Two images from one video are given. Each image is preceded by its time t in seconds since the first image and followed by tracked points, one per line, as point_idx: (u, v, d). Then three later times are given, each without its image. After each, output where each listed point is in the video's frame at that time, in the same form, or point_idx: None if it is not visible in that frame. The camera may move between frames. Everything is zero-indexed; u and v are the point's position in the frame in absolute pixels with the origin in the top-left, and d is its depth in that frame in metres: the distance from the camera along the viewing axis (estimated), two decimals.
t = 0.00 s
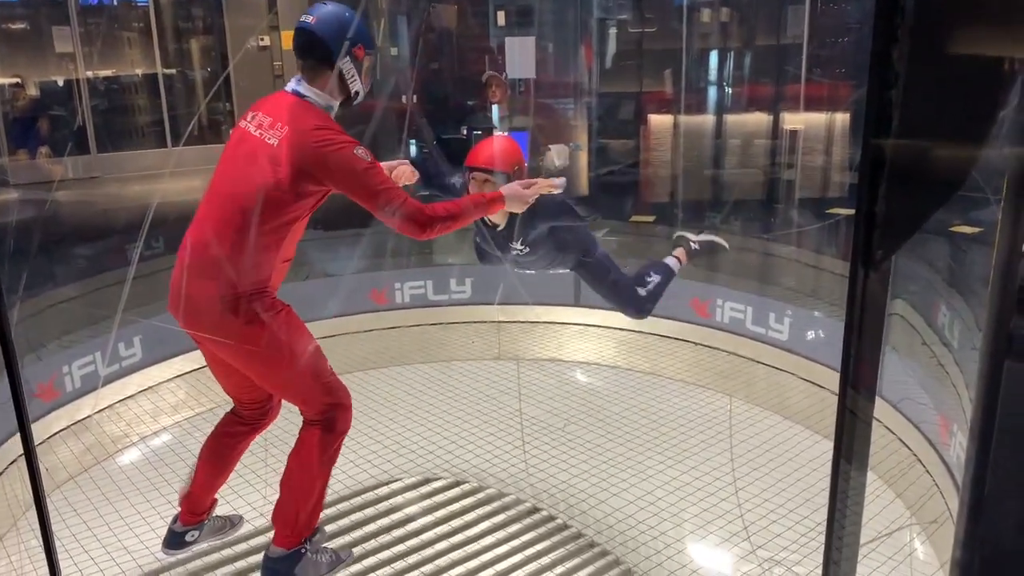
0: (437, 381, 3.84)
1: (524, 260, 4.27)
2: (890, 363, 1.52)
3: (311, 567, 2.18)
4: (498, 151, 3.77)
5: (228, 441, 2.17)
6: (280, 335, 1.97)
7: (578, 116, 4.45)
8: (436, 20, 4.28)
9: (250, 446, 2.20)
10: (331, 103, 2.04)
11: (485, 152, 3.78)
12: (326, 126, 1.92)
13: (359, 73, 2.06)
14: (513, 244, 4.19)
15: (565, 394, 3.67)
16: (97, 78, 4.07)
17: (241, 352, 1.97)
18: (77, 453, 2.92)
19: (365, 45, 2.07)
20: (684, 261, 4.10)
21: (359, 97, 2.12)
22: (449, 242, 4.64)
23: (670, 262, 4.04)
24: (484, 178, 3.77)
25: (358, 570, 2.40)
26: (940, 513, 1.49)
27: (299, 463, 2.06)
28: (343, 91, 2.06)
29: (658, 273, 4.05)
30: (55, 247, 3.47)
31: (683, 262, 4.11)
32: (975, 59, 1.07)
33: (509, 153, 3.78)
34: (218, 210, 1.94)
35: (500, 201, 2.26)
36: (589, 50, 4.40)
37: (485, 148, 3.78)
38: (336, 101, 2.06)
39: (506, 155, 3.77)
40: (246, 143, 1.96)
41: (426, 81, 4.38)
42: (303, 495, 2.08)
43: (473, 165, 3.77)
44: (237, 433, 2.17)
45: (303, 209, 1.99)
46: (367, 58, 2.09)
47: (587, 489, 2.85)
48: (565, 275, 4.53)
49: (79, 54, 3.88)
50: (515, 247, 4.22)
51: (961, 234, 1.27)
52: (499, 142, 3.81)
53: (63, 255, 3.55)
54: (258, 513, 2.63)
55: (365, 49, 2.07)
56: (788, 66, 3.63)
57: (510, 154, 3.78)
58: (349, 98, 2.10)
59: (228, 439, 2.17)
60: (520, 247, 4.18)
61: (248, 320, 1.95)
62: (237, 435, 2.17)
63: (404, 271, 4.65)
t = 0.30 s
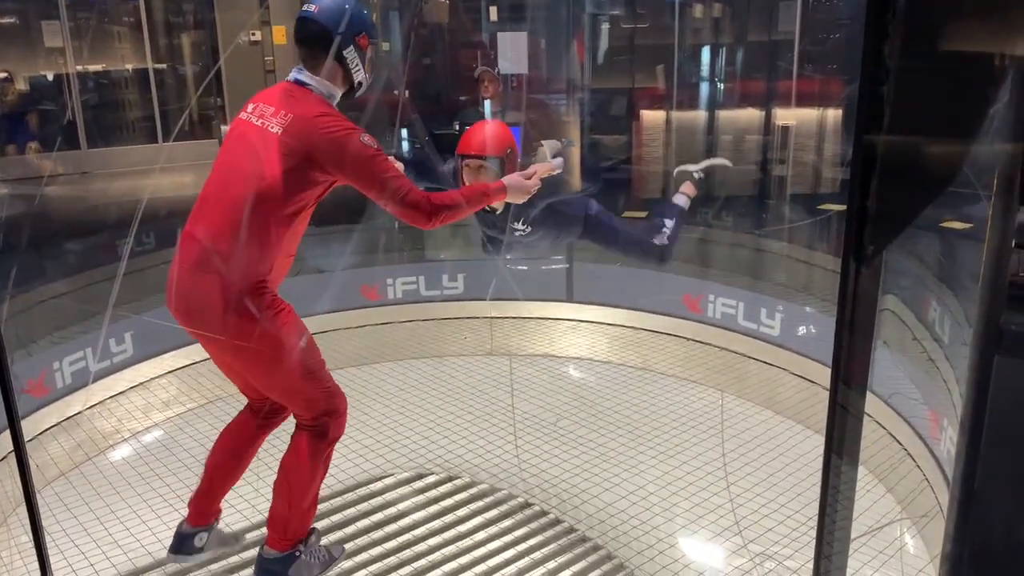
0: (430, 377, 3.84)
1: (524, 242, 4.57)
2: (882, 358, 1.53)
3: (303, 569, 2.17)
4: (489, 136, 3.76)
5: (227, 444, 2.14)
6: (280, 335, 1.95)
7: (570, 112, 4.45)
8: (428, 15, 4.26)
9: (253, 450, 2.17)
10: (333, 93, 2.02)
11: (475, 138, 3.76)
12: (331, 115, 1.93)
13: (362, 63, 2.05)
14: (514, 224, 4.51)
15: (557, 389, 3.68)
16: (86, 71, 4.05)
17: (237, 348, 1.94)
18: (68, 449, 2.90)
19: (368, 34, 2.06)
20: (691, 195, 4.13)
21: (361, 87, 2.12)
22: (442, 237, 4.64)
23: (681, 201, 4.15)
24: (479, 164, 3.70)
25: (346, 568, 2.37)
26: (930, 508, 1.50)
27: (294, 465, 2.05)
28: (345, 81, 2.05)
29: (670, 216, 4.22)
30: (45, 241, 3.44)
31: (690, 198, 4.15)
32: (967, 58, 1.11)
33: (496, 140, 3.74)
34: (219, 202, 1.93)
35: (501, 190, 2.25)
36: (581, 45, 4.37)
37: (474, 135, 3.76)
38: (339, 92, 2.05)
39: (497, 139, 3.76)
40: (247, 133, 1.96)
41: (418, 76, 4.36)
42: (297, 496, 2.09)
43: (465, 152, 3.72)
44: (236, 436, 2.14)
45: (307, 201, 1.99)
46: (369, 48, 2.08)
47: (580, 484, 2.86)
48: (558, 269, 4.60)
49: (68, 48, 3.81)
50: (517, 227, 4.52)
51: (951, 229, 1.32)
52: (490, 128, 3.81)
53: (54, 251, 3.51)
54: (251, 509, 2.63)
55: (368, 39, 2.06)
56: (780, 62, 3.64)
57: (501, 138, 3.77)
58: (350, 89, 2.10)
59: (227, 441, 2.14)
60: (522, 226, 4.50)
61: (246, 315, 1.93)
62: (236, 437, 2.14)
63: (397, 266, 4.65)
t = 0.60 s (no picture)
0: (423, 374, 3.83)
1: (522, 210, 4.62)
2: (875, 355, 1.53)
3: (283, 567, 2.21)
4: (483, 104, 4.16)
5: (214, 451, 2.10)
6: (281, 334, 1.95)
7: (564, 109, 4.46)
8: (422, 11, 4.25)
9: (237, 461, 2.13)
10: (316, 81, 2.01)
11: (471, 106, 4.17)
12: (305, 104, 1.91)
13: (349, 60, 2.05)
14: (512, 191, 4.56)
15: (551, 386, 3.68)
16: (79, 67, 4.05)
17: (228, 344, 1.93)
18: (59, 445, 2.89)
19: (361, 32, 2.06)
20: (698, 142, 4.08)
21: (349, 83, 2.10)
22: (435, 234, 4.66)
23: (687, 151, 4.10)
24: (472, 135, 4.19)
25: (333, 568, 2.37)
26: (923, 504, 1.50)
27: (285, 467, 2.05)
28: (330, 73, 2.04)
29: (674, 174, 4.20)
30: (36, 238, 3.48)
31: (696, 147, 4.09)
32: (967, 51, 1.08)
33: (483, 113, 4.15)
34: (210, 193, 1.92)
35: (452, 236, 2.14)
36: (575, 43, 4.37)
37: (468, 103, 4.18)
38: (323, 85, 2.04)
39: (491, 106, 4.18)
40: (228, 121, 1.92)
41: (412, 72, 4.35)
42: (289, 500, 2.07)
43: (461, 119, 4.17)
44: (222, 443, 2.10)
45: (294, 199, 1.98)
46: (360, 46, 2.08)
47: (574, 480, 2.86)
48: (551, 266, 4.65)
49: (60, 44, 3.81)
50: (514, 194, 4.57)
51: (943, 226, 1.26)
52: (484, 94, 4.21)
53: (44, 247, 3.50)
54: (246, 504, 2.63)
55: (360, 36, 2.06)
56: (774, 60, 3.64)
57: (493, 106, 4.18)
58: (337, 83, 2.09)
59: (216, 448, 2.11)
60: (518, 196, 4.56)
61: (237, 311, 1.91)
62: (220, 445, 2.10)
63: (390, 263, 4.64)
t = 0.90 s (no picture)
0: (420, 374, 3.83)
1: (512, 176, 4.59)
2: (871, 356, 1.54)
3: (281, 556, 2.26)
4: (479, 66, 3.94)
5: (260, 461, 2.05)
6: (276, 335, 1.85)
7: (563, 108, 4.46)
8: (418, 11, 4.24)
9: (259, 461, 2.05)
10: (299, 74, 1.98)
11: (466, 68, 3.94)
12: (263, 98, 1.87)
13: (336, 57, 2.03)
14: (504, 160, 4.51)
15: (547, 386, 3.68)
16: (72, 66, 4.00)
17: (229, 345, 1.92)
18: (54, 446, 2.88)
19: (353, 31, 2.05)
20: (689, 143, 4.10)
21: (332, 83, 2.09)
22: (432, 235, 4.67)
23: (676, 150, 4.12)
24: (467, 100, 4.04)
25: (333, 566, 2.39)
26: (919, 504, 1.51)
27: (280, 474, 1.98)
28: (314, 68, 2.02)
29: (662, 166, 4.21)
30: (33, 237, 3.54)
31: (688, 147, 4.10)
32: (965, 52, 1.08)
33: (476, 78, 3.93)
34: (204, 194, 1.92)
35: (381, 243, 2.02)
36: (572, 43, 4.39)
37: (463, 65, 3.96)
38: (307, 79, 2.02)
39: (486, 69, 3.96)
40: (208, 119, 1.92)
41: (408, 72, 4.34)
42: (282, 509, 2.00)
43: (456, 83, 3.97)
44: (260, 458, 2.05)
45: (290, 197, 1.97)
46: (351, 45, 2.06)
47: (570, 482, 2.86)
48: (550, 266, 4.71)
49: (55, 44, 3.59)
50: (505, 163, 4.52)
51: (940, 227, 1.31)
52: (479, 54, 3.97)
53: (41, 247, 3.56)
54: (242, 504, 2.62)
55: (350, 35, 2.04)
56: (772, 61, 3.61)
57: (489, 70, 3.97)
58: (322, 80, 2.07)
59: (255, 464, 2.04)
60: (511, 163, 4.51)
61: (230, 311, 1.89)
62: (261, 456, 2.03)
63: (388, 264, 4.62)
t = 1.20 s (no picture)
0: (419, 378, 3.81)
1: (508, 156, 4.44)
2: (870, 359, 1.54)
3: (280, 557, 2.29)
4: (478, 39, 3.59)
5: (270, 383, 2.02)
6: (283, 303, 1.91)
7: (564, 110, 4.42)
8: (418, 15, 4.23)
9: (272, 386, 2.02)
10: (279, 85, 1.93)
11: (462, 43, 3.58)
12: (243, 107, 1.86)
13: (311, 66, 1.94)
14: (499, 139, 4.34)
15: (546, 390, 3.69)
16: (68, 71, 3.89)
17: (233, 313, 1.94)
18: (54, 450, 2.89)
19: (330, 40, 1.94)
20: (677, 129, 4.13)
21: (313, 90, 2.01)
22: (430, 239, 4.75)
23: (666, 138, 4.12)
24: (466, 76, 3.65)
25: (338, 568, 2.41)
26: (919, 508, 1.51)
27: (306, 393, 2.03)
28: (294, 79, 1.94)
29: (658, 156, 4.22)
30: (33, 242, 3.63)
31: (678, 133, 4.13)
32: (966, 54, 1.09)
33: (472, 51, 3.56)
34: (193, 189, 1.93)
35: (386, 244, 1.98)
36: (572, 46, 4.39)
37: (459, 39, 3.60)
38: (286, 87, 1.95)
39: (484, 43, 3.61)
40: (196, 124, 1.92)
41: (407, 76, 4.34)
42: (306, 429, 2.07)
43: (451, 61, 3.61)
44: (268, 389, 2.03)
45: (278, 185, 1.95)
46: (330, 55, 1.96)
47: (570, 485, 2.86)
48: (549, 270, 4.77)
49: (56, 49, 3.47)
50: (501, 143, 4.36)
51: (939, 230, 1.31)
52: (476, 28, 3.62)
53: (41, 250, 3.68)
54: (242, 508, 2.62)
55: (326, 44, 1.94)
56: (770, 65, 3.60)
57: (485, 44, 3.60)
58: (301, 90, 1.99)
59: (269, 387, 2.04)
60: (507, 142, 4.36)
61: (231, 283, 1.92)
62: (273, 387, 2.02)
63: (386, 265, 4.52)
